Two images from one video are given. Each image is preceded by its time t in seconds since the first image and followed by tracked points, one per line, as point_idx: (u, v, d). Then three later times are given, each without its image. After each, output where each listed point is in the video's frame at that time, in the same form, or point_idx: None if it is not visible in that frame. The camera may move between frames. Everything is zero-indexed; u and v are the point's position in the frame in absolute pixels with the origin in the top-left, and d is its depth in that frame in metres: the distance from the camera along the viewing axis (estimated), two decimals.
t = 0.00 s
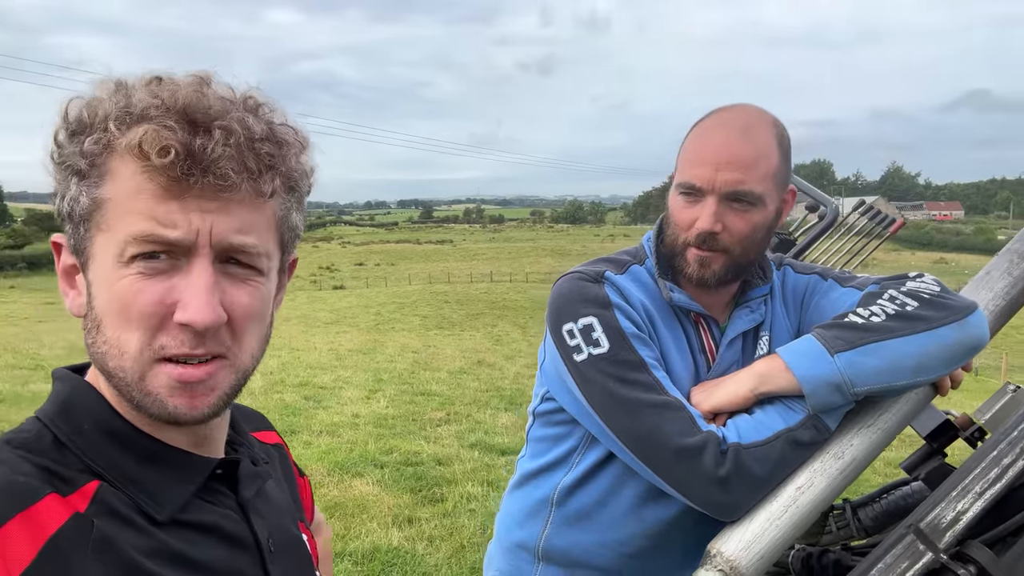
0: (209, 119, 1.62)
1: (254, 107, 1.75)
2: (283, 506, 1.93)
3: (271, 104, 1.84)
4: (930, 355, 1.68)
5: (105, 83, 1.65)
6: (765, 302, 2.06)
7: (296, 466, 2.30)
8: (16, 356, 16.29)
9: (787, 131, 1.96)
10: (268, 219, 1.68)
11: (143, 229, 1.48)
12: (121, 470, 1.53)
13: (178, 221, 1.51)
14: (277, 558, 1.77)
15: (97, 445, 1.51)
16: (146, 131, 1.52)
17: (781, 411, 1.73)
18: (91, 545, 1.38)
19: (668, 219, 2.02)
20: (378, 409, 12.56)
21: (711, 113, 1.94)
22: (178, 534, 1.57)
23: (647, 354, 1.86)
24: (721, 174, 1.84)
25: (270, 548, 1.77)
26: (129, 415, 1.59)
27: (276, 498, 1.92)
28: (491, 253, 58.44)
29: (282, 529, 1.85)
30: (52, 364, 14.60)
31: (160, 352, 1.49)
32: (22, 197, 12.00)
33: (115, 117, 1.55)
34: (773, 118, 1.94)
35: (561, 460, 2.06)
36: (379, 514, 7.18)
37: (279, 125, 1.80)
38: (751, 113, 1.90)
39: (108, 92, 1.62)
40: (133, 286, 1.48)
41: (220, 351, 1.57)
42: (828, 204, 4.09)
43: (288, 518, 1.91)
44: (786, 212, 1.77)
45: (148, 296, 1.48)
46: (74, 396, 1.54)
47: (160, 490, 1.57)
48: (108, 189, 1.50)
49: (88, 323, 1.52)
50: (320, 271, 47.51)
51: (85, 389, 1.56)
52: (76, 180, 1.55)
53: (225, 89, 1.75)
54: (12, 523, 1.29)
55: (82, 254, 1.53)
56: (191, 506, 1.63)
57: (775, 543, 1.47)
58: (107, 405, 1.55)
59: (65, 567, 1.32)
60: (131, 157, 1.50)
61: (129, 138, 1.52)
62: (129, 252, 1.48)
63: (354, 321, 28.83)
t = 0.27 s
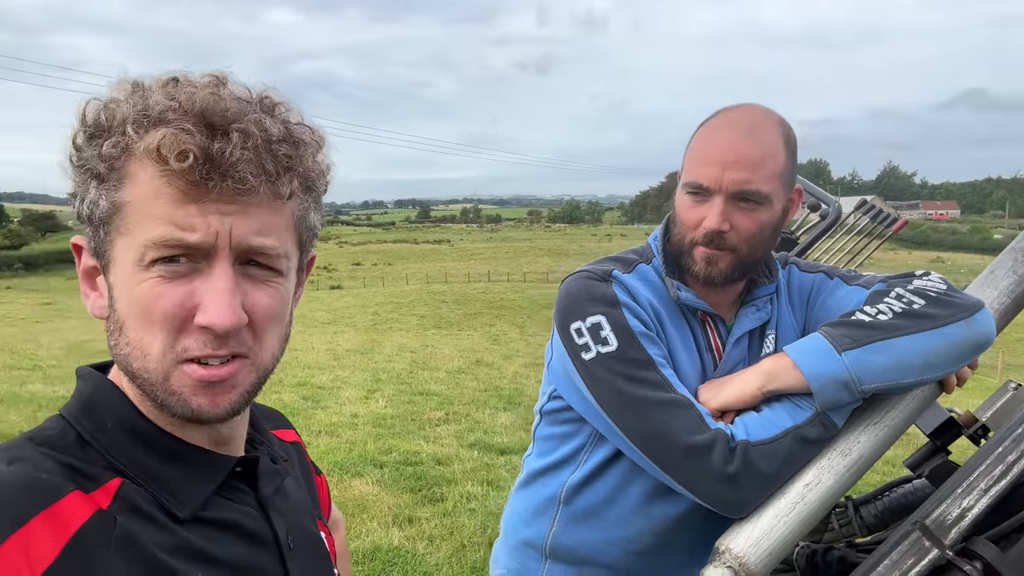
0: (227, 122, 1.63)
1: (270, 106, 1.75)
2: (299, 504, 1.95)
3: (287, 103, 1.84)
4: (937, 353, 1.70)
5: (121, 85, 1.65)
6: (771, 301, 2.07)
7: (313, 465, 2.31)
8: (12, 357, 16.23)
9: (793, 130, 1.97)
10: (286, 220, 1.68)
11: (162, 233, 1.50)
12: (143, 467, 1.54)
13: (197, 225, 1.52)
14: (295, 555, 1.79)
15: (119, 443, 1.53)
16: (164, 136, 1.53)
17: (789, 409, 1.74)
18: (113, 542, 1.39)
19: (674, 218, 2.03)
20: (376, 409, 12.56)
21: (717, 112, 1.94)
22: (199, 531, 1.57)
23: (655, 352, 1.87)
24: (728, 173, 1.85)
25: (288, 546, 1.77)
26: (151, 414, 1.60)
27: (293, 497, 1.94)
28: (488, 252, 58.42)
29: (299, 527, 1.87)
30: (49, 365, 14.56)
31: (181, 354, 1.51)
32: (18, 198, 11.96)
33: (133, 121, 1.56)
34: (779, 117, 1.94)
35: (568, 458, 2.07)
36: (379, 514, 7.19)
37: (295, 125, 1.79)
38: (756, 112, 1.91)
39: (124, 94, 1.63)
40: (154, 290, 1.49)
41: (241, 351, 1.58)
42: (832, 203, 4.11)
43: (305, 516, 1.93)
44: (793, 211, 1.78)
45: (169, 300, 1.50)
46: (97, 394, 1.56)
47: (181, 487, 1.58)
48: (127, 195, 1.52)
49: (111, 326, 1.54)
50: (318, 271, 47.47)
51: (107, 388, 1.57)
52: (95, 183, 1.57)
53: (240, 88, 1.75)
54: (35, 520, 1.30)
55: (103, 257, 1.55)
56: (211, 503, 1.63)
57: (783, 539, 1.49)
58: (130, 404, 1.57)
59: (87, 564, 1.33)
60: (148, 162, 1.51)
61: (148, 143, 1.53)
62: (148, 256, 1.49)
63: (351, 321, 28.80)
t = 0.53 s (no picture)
0: (233, 139, 1.59)
1: (272, 114, 1.72)
2: (297, 502, 1.95)
3: (290, 108, 1.80)
4: (942, 352, 1.69)
5: (121, 89, 1.62)
6: (773, 300, 2.07)
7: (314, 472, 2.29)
8: (10, 356, 16.17)
9: (796, 129, 1.96)
10: (290, 236, 1.68)
11: (163, 252, 1.48)
12: (140, 465, 1.53)
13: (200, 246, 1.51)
14: (293, 552, 1.78)
15: (116, 441, 1.51)
16: (168, 154, 1.50)
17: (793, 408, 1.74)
18: (112, 539, 1.38)
19: (676, 217, 2.02)
20: (376, 408, 12.55)
21: (719, 111, 1.94)
22: (197, 528, 1.56)
23: (658, 351, 1.86)
24: (731, 172, 1.84)
25: (286, 542, 1.77)
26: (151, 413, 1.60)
27: (290, 495, 1.94)
28: (487, 252, 58.39)
29: (296, 524, 1.87)
30: (47, 364, 14.54)
31: (181, 370, 1.52)
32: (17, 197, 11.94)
33: (134, 131, 1.53)
34: (782, 115, 1.94)
35: (571, 457, 2.06)
36: (378, 513, 7.18)
37: (298, 133, 1.76)
38: (758, 111, 1.90)
39: (125, 98, 1.60)
40: (154, 307, 1.49)
41: (241, 366, 1.59)
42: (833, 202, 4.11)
43: (302, 514, 1.93)
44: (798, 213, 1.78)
45: (170, 318, 1.50)
46: (95, 392, 1.54)
47: (177, 484, 1.57)
48: (127, 209, 1.50)
49: (110, 336, 1.53)
50: (316, 270, 47.44)
51: (106, 387, 1.56)
52: (93, 191, 1.55)
53: (243, 93, 1.71)
54: (33, 517, 1.29)
55: (102, 266, 1.54)
56: (208, 500, 1.63)
57: (787, 540, 1.48)
58: (124, 400, 1.55)
59: (87, 561, 1.32)
60: (151, 179, 1.49)
61: (151, 158, 1.51)
62: (149, 275, 1.48)
63: (350, 320, 28.78)
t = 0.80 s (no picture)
0: (216, 127, 1.56)
1: (252, 104, 1.69)
2: (285, 491, 1.92)
3: (269, 98, 1.78)
4: (942, 348, 1.67)
5: (100, 79, 1.59)
6: (771, 297, 2.04)
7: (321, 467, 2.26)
8: (8, 355, 16.12)
9: (794, 123, 1.94)
10: (272, 218, 1.67)
11: (148, 239, 1.46)
12: (122, 454, 1.51)
13: (185, 232, 1.49)
14: (277, 544, 1.75)
15: (98, 428, 1.49)
16: (151, 143, 1.48)
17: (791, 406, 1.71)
18: (95, 528, 1.36)
19: (673, 212, 2.00)
20: (374, 408, 12.53)
21: (716, 104, 1.91)
22: (177, 518, 1.54)
23: (654, 348, 1.84)
24: (728, 166, 1.82)
25: (269, 535, 1.73)
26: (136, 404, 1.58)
27: (279, 485, 1.92)
28: (487, 252, 58.35)
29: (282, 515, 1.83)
30: (46, 363, 14.51)
31: (169, 356, 1.50)
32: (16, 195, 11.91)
33: (114, 119, 1.50)
34: (780, 110, 1.91)
35: (566, 456, 2.04)
36: (376, 513, 7.16)
37: (277, 122, 1.74)
38: (756, 105, 1.88)
39: (102, 88, 1.56)
40: (140, 295, 1.47)
41: (229, 350, 1.57)
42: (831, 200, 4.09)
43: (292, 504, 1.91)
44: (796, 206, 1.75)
45: (157, 305, 1.47)
46: (77, 382, 1.52)
47: (157, 472, 1.54)
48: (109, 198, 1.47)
49: (93, 326, 1.51)
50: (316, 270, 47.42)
51: (89, 377, 1.53)
52: (72, 181, 1.52)
53: (221, 82, 1.68)
54: (16, 504, 1.26)
55: (83, 256, 1.51)
56: (187, 489, 1.60)
57: (783, 539, 1.46)
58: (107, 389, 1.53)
59: (70, 549, 1.30)
60: (133, 166, 1.47)
61: (131, 147, 1.48)
62: (134, 261, 1.46)
63: (350, 320, 28.76)
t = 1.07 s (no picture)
0: (228, 124, 1.57)
1: (249, 102, 1.69)
2: (296, 505, 1.90)
3: (267, 101, 1.76)
4: (955, 361, 1.64)
5: (92, 87, 1.58)
6: (780, 305, 2.02)
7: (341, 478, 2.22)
8: (10, 353, 16.11)
9: (804, 130, 1.91)
10: (281, 217, 1.67)
11: (173, 241, 1.45)
12: (125, 472, 1.50)
13: (209, 232, 1.48)
14: (284, 564, 1.72)
15: (102, 446, 1.50)
16: (168, 143, 1.46)
17: (800, 418, 1.69)
18: (93, 550, 1.35)
19: (681, 219, 1.97)
20: (376, 407, 12.52)
21: (725, 111, 1.89)
22: (176, 538, 1.51)
23: (661, 358, 1.81)
24: (738, 174, 1.79)
25: (277, 555, 1.70)
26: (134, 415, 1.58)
27: (290, 500, 1.89)
28: (488, 250, 58.34)
29: (291, 532, 1.81)
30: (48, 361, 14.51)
31: (195, 360, 1.48)
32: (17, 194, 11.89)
33: (125, 125, 1.49)
34: (790, 116, 1.88)
35: (572, 465, 2.02)
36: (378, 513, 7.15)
37: (274, 122, 1.72)
38: (766, 111, 1.85)
39: (102, 95, 1.55)
40: (165, 299, 1.45)
41: (254, 351, 1.56)
42: (838, 204, 4.03)
43: (302, 517, 1.89)
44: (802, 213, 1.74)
45: (184, 308, 1.46)
46: (80, 400, 1.53)
47: (161, 491, 1.53)
48: (127, 204, 1.45)
49: (110, 337, 1.48)
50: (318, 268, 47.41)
51: (93, 395, 1.54)
52: (81, 192, 1.49)
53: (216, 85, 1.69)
54: (12, 527, 1.27)
55: (97, 268, 1.47)
56: (189, 510, 1.57)
57: (794, 552, 1.44)
58: (116, 409, 1.54)
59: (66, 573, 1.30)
60: (152, 170, 1.45)
61: (146, 151, 1.46)
62: (159, 266, 1.44)
63: (351, 318, 28.76)
